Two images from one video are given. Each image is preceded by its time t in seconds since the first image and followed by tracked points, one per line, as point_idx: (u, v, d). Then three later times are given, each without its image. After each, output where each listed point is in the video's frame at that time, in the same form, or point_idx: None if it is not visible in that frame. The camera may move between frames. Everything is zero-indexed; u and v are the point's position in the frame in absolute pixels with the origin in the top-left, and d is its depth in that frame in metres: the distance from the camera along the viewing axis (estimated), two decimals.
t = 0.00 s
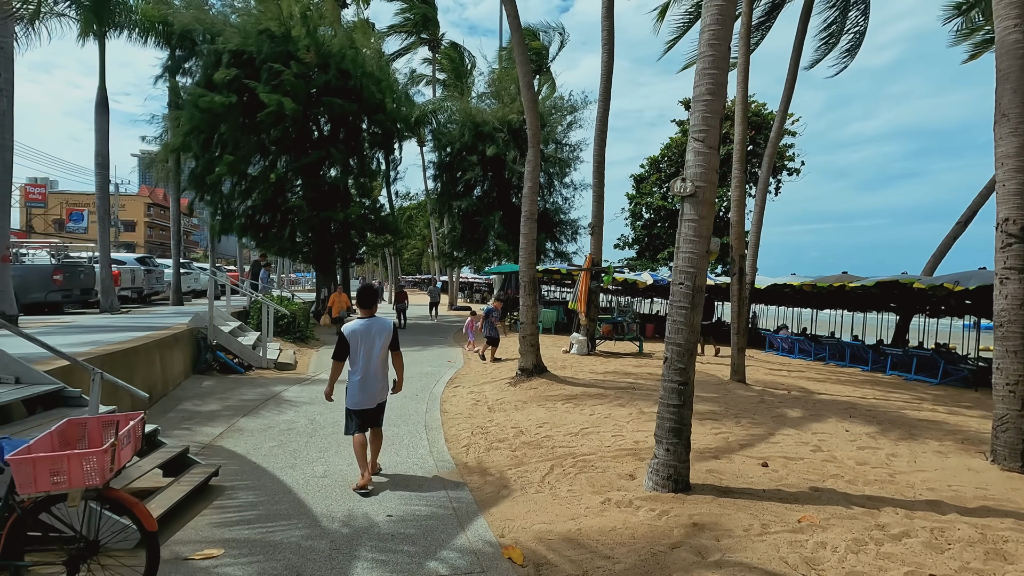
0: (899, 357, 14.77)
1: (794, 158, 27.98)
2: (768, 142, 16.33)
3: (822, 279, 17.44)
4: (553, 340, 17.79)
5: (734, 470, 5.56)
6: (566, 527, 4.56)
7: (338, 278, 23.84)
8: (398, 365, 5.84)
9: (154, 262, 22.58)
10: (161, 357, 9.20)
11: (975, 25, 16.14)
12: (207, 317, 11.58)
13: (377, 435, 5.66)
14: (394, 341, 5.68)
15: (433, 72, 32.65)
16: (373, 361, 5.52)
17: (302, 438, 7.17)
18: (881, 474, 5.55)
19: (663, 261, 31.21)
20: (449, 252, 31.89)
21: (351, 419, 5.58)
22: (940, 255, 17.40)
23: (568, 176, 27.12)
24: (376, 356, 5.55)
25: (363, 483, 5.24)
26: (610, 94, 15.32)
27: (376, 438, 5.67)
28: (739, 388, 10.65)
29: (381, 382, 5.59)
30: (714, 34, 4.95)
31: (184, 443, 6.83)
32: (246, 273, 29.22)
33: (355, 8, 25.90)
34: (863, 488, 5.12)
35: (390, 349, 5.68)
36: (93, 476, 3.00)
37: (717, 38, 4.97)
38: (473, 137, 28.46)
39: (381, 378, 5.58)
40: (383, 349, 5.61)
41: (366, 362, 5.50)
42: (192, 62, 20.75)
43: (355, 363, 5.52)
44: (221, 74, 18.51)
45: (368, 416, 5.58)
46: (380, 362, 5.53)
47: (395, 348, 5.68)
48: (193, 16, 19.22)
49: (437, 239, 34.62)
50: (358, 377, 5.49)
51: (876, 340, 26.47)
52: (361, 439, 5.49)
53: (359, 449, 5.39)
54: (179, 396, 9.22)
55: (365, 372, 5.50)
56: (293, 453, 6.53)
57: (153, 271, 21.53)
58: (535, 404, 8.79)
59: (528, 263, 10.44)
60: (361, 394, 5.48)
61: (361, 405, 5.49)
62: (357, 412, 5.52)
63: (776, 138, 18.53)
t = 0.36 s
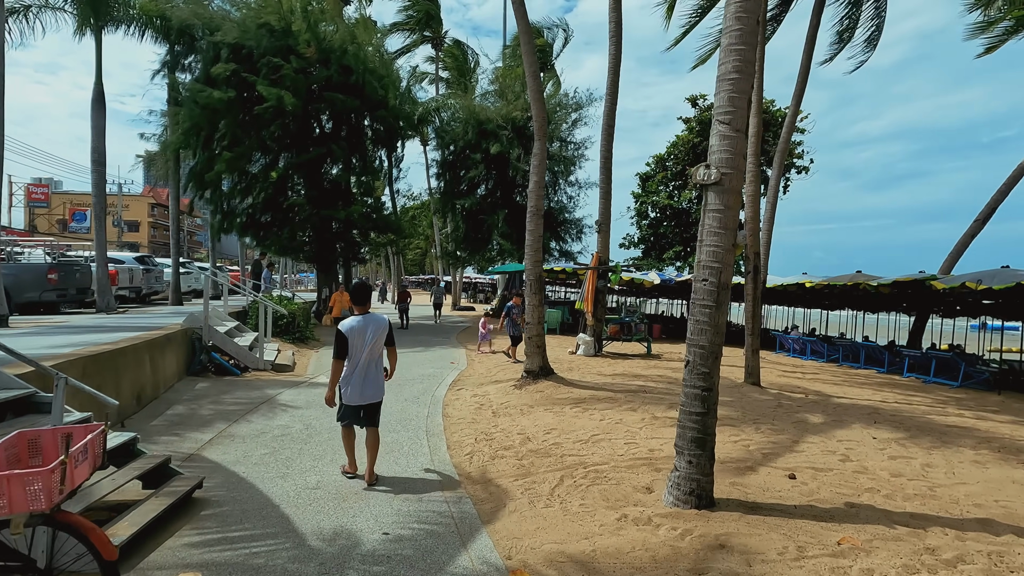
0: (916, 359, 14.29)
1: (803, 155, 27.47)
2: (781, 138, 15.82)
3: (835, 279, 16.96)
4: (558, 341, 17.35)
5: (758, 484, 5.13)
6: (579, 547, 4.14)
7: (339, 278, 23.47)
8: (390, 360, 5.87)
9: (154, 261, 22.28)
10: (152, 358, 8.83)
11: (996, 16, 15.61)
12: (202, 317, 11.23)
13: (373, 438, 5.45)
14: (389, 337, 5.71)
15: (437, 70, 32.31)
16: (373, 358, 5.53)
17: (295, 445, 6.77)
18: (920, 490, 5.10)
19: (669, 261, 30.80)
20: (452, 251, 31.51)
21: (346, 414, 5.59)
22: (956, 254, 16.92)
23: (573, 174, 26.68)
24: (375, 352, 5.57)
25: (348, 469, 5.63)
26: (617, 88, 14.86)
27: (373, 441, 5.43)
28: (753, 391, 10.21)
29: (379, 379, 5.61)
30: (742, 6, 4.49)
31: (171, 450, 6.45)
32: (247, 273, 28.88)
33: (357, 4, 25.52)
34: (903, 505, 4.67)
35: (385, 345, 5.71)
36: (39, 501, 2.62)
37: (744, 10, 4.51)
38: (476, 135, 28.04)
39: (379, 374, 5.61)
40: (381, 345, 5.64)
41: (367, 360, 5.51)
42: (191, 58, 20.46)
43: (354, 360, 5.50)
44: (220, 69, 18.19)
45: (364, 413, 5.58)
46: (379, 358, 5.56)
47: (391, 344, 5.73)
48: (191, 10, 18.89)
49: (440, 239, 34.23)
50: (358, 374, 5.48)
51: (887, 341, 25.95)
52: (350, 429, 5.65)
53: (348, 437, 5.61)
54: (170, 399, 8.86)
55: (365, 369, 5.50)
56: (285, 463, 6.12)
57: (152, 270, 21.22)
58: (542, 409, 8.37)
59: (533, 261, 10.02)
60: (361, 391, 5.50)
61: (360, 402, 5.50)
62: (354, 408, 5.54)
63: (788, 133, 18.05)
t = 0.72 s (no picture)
0: (933, 362, 13.84)
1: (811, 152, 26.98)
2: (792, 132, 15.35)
3: (847, 278, 16.50)
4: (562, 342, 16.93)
5: (787, 505, 4.71)
6: None
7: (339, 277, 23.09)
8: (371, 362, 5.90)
9: (151, 261, 21.92)
10: (140, 362, 8.45)
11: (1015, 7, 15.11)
12: (195, 319, 10.85)
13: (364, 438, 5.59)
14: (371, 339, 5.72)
15: (438, 66, 31.90)
16: (357, 361, 5.51)
17: (287, 456, 6.38)
18: (964, 511, 4.68)
19: (675, 260, 30.43)
20: (454, 250, 31.12)
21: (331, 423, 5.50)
22: (972, 253, 16.46)
23: (576, 171, 26.27)
24: (359, 355, 5.55)
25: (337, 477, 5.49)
26: (624, 82, 14.40)
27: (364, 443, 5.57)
28: (767, 397, 9.78)
29: (362, 381, 5.61)
30: None
31: (154, 463, 6.06)
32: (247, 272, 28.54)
33: None
34: (949, 531, 4.26)
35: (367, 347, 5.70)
36: None
37: None
38: (478, 132, 27.62)
39: (362, 377, 5.61)
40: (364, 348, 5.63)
41: (350, 363, 5.48)
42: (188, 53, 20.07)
43: (337, 364, 5.46)
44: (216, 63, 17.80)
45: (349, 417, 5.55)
46: (362, 361, 5.54)
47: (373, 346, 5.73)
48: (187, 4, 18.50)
49: (442, 237, 33.85)
50: (341, 378, 5.45)
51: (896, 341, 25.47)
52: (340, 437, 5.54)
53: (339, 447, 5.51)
54: (159, 405, 8.47)
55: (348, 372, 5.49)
56: (275, 477, 5.72)
57: (149, 270, 20.87)
58: (548, 416, 7.96)
59: (539, 261, 9.61)
60: (346, 395, 5.47)
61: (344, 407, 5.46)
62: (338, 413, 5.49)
63: (798, 129, 17.60)
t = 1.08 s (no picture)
0: (955, 365, 13.38)
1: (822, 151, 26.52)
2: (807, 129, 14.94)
3: (864, 279, 16.05)
4: (569, 345, 16.53)
5: (830, 524, 4.31)
6: None
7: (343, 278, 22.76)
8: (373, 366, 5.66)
9: (151, 262, 21.63)
10: (134, 366, 8.10)
11: None
12: (192, 321, 10.50)
13: (353, 440, 5.48)
14: (370, 342, 5.47)
15: (441, 66, 31.58)
16: (350, 364, 5.30)
17: (285, 467, 6.02)
18: None
19: (682, 261, 30.01)
20: (457, 251, 30.79)
21: (323, 426, 5.33)
22: (992, 253, 15.99)
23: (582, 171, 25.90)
24: (353, 358, 5.33)
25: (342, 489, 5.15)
26: (634, 77, 14.00)
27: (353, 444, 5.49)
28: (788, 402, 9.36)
29: (357, 385, 5.37)
30: None
31: (144, 475, 5.72)
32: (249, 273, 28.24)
33: None
34: (1012, 556, 3.85)
35: (366, 351, 5.46)
36: None
37: None
38: (482, 131, 27.28)
39: (357, 381, 5.36)
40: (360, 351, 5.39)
41: (343, 365, 5.28)
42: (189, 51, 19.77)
43: (330, 365, 5.27)
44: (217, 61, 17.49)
45: (343, 421, 5.35)
46: (356, 365, 5.31)
47: (372, 350, 5.48)
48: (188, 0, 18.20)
49: (446, 238, 33.51)
50: (332, 380, 5.25)
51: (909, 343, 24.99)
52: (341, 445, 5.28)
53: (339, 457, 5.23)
54: (153, 411, 8.13)
55: (341, 374, 5.29)
56: (272, 491, 5.34)
57: (149, 271, 20.59)
58: (561, 424, 7.57)
59: (549, 261, 9.21)
60: (337, 397, 5.26)
61: (334, 410, 5.26)
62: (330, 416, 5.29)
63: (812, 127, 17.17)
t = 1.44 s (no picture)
0: (978, 370, 12.92)
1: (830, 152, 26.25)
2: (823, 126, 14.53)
3: (882, 281, 15.57)
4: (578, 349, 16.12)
5: (882, 555, 3.90)
6: None
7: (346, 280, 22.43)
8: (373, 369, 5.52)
9: (153, 263, 21.36)
10: (129, 373, 7.76)
11: None
12: (191, 325, 10.15)
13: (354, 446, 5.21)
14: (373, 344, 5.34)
15: (446, 65, 31.24)
16: (355, 366, 5.14)
17: (284, 482, 5.65)
18: None
19: (690, 262, 29.58)
20: (462, 252, 30.42)
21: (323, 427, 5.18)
22: (1015, 254, 15.49)
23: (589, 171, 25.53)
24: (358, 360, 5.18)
25: (335, 482, 5.28)
26: (645, 73, 13.59)
27: (354, 452, 5.20)
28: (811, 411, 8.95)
29: (363, 388, 5.24)
30: None
31: (133, 492, 5.37)
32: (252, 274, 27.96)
33: None
34: None
35: (369, 353, 5.33)
36: None
37: None
38: (488, 131, 26.93)
39: (363, 384, 5.23)
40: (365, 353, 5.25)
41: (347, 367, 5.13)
42: (191, 49, 19.49)
43: (334, 367, 5.11)
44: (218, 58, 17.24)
45: (344, 422, 5.20)
46: (360, 367, 5.16)
47: (376, 352, 5.35)
48: None
49: (450, 239, 33.15)
50: (336, 383, 5.09)
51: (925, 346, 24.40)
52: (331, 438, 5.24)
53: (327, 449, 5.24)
54: (148, 420, 7.79)
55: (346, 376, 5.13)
56: (269, 511, 4.97)
57: (151, 272, 20.32)
58: (575, 434, 7.18)
59: (561, 263, 8.83)
60: (341, 399, 5.10)
61: (339, 413, 5.10)
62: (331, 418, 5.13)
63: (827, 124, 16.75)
